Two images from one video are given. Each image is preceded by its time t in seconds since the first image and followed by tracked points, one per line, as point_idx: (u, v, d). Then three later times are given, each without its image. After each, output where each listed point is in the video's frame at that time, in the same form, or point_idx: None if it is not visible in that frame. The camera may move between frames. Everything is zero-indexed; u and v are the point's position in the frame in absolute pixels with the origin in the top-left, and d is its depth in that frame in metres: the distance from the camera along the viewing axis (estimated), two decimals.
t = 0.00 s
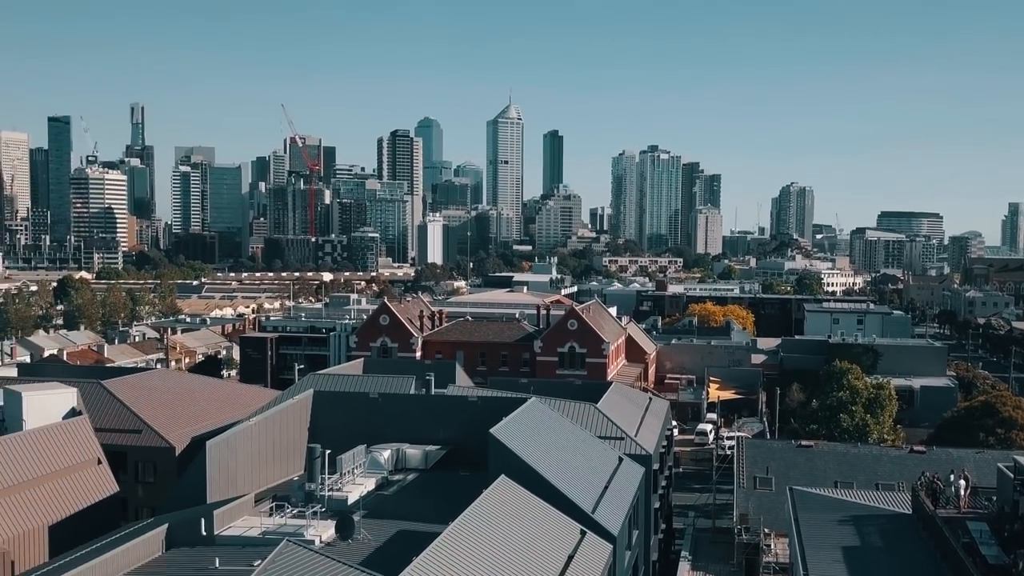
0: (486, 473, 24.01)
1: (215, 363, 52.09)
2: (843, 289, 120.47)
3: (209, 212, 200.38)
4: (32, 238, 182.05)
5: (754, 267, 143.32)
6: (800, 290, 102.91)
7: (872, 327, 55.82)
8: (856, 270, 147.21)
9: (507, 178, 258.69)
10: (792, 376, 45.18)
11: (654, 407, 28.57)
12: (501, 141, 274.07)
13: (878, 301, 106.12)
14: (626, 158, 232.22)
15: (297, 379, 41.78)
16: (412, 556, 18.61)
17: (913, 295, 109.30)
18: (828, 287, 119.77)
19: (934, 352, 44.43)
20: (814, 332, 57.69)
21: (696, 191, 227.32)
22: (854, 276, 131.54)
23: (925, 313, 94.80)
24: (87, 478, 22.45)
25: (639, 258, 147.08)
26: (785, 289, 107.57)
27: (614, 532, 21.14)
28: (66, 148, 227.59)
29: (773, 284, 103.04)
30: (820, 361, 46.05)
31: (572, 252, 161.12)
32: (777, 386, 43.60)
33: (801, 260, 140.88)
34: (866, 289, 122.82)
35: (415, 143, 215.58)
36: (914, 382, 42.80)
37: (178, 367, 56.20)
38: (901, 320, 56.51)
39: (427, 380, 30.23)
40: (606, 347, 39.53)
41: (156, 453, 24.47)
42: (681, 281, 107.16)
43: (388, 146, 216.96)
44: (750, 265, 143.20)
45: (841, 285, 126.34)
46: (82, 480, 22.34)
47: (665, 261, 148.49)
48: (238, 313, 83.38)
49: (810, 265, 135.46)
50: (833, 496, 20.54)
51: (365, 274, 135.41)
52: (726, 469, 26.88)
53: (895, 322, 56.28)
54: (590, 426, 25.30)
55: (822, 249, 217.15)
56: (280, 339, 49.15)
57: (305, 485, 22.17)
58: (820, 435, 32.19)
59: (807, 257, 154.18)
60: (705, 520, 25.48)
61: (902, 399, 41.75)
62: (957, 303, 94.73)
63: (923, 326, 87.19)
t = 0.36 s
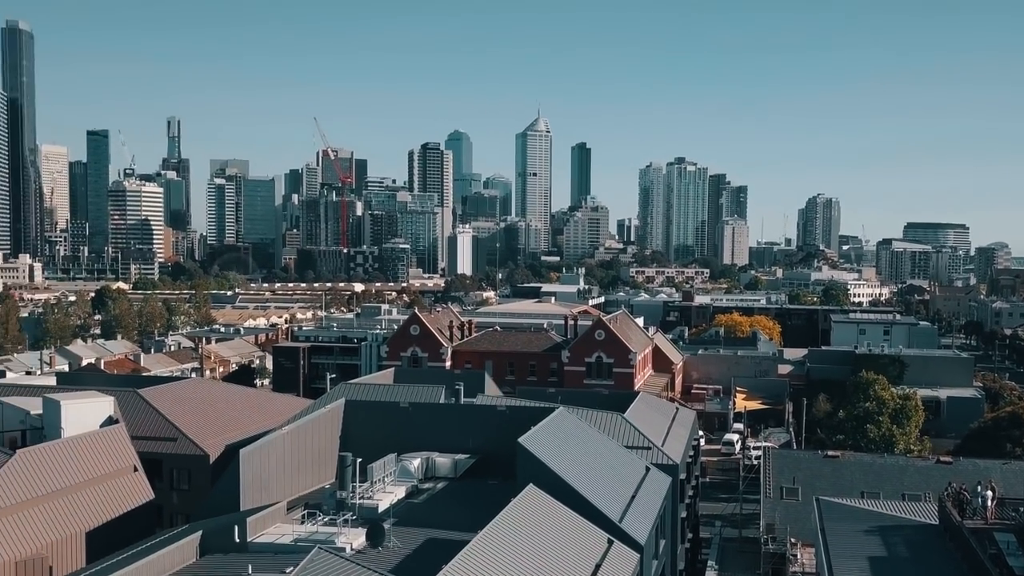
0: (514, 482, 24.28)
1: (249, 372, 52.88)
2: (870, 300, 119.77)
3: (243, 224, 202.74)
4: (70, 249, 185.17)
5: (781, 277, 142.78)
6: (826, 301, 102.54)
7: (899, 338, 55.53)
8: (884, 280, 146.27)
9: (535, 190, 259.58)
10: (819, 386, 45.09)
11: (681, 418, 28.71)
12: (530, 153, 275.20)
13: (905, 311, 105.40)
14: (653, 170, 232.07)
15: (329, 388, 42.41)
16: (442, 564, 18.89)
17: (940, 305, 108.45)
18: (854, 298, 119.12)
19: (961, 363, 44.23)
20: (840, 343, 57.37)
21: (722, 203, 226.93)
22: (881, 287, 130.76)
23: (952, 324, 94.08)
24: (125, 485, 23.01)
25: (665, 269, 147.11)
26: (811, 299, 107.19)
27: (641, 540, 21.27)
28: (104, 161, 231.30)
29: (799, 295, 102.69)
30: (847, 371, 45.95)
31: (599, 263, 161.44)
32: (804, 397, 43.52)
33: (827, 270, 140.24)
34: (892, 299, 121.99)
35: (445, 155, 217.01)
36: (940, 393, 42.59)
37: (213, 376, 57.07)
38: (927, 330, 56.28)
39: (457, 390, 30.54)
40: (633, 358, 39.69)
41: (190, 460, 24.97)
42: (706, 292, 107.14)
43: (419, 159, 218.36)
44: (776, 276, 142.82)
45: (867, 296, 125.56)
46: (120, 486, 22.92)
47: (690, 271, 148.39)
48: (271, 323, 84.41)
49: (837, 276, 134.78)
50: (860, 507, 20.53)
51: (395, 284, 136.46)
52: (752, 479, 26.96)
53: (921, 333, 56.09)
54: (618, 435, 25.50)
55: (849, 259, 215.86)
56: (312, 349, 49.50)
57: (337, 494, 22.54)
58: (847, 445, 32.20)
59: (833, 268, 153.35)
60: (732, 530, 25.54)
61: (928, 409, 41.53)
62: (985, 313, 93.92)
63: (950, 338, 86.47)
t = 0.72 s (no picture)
0: (540, 491, 24.49)
1: (279, 382, 53.49)
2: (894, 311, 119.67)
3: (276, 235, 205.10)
4: (107, 259, 188.37)
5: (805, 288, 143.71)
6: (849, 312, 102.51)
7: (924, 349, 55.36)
8: (909, 291, 146.07)
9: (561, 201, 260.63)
10: (844, 398, 45.09)
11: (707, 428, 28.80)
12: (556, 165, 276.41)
13: (929, 321, 105.11)
14: (677, 181, 232.45)
15: (358, 397, 42.90)
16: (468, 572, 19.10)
17: (966, 316, 108.13)
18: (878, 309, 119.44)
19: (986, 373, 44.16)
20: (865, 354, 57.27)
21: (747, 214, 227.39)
22: (905, 297, 130.52)
23: (977, 334, 93.62)
24: (158, 493, 23.48)
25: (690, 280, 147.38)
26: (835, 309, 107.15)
27: (668, 550, 21.35)
28: (139, 173, 235.25)
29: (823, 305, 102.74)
30: (873, 382, 45.98)
31: (625, 274, 162.05)
32: (829, 407, 43.47)
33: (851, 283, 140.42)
34: (917, 310, 121.65)
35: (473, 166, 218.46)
36: (966, 404, 42.47)
37: (244, 385, 57.76)
38: (952, 341, 56.08)
39: (483, 399, 30.85)
40: (658, 367, 39.84)
41: (222, 469, 25.43)
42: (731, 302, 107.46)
43: (447, 171, 219.92)
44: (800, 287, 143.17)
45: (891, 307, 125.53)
46: (154, 494, 23.39)
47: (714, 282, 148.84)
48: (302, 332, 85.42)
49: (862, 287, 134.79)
50: (885, 517, 20.53)
51: (423, 294, 137.66)
52: (778, 490, 27.02)
53: (947, 343, 56.01)
54: (644, 445, 25.64)
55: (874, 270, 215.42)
56: (342, 358, 50.07)
57: (365, 502, 22.83)
58: (871, 455, 32.31)
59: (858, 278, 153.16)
60: (757, 541, 25.60)
61: (953, 420, 41.41)
62: (1011, 324, 93.34)
63: (974, 349, 86.07)
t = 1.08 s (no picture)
0: (565, 501, 24.68)
1: (307, 391, 54.02)
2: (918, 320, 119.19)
3: (305, 245, 207.02)
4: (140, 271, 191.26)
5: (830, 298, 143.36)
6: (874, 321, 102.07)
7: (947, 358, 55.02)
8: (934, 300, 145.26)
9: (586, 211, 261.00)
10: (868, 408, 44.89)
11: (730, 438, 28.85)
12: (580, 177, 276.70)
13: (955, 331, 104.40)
14: (702, 193, 231.96)
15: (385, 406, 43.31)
16: None
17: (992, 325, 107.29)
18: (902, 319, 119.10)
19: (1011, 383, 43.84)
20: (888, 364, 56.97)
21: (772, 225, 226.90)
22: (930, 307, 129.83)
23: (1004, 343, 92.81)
24: (188, 500, 23.90)
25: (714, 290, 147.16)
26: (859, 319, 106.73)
27: (692, 559, 21.42)
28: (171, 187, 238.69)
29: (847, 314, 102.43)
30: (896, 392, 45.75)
31: (649, 284, 162.18)
32: (853, 417, 43.32)
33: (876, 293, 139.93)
34: (942, 319, 120.91)
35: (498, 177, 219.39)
36: (991, 414, 42.17)
37: (273, 395, 58.36)
38: (976, 350, 55.74)
39: (509, 408, 31.11)
40: (683, 378, 39.85)
41: (252, 476, 25.84)
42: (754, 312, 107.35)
43: (474, 183, 220.93)
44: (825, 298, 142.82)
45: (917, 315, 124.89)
46: (185, 501, 23.80)
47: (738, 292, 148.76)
48: (330, 342, 86.11)
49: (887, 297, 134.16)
50: (909, 527, 20.51)
51: (449, 304, 138.51)
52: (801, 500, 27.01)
53: (971, 354, 55.45)
54: (668, 454, 25.76)
55: (899, 280, 214.23)
56: (370, 367, 50.41)
57: (393, 510, 23.10)
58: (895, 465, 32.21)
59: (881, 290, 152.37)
60: (780, 551, 25.59)
61: (977, 430, 41.09)
62: None
63: (1002, 359, 85.18)
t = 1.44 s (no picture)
0: (589, 509, 24.86)
1: (334, 399, 54.51)
2: (943, 331, 118.36)
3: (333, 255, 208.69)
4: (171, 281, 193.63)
5: (855, 308, 142.51)
6: (899, 330, 101.58)
7: (972, 367, 54.71)
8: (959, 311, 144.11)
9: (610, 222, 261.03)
10: (892, 418, 44.61)
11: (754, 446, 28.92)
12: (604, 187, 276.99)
13: (981, 340, 103.60)
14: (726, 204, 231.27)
15: (411, 415, 43.66)
16: None
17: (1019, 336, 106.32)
18: (925, 329, 118.33)
19: None
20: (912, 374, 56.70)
21: (796, 235, 226.08)
22: (954, 316, 128.96)
23: None
24: (218, 506, 24.36)
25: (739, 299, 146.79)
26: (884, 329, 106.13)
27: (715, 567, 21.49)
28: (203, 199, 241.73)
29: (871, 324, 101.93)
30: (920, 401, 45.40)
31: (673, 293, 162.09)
32: (877, 426, 43.09)
33: (901, 304, 139.08)
34: (967, 329, 120.01)
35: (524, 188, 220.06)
36: (1016, 424, 41.83)
37: (302, 403, 58.91)
38: (1000, 360, 55.30)
39: (534, 417, 31.31)
40: (706, 387, 39.82)
41: (281, 483, 26.23)
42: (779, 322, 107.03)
43: (500, 194, 221.65)
44: (849, 308, 142.17)
45: (942, 324, 123.98)
46: (214, 507, 24.23)
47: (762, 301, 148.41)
48: (359, 352, 86.80)
49: (912, 308, 133.33)
50: (933, 537, 20.48)
51: (475, 314, 139.09)
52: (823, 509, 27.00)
53: (996, 363, 54.70)
54: (691, 463, 25.87)
55: (923, 290, 213.03)
56: (397, 377, 50.67)
57: (419, 517, 23.36)
58: (920, 475, 32.03)
59: (903, 299, 151.79)
60: (804, 560, 25.60)
61: (1002, 440, 40.76)
62: None
63: None
